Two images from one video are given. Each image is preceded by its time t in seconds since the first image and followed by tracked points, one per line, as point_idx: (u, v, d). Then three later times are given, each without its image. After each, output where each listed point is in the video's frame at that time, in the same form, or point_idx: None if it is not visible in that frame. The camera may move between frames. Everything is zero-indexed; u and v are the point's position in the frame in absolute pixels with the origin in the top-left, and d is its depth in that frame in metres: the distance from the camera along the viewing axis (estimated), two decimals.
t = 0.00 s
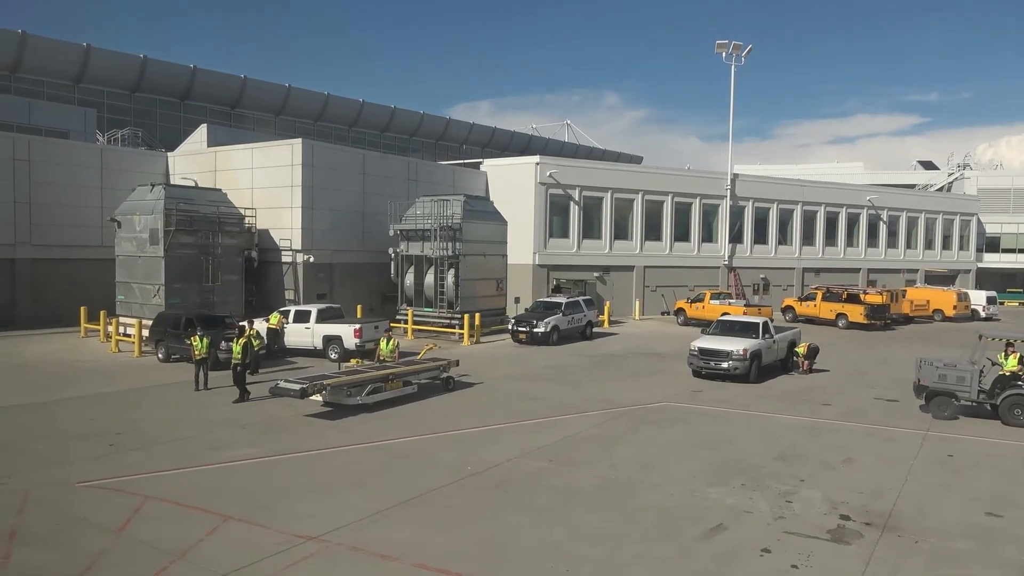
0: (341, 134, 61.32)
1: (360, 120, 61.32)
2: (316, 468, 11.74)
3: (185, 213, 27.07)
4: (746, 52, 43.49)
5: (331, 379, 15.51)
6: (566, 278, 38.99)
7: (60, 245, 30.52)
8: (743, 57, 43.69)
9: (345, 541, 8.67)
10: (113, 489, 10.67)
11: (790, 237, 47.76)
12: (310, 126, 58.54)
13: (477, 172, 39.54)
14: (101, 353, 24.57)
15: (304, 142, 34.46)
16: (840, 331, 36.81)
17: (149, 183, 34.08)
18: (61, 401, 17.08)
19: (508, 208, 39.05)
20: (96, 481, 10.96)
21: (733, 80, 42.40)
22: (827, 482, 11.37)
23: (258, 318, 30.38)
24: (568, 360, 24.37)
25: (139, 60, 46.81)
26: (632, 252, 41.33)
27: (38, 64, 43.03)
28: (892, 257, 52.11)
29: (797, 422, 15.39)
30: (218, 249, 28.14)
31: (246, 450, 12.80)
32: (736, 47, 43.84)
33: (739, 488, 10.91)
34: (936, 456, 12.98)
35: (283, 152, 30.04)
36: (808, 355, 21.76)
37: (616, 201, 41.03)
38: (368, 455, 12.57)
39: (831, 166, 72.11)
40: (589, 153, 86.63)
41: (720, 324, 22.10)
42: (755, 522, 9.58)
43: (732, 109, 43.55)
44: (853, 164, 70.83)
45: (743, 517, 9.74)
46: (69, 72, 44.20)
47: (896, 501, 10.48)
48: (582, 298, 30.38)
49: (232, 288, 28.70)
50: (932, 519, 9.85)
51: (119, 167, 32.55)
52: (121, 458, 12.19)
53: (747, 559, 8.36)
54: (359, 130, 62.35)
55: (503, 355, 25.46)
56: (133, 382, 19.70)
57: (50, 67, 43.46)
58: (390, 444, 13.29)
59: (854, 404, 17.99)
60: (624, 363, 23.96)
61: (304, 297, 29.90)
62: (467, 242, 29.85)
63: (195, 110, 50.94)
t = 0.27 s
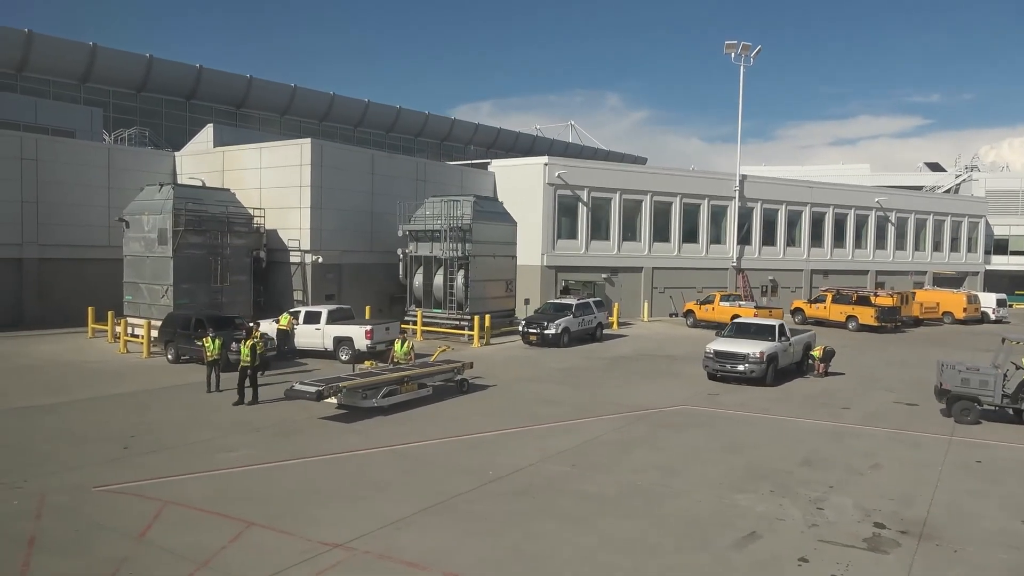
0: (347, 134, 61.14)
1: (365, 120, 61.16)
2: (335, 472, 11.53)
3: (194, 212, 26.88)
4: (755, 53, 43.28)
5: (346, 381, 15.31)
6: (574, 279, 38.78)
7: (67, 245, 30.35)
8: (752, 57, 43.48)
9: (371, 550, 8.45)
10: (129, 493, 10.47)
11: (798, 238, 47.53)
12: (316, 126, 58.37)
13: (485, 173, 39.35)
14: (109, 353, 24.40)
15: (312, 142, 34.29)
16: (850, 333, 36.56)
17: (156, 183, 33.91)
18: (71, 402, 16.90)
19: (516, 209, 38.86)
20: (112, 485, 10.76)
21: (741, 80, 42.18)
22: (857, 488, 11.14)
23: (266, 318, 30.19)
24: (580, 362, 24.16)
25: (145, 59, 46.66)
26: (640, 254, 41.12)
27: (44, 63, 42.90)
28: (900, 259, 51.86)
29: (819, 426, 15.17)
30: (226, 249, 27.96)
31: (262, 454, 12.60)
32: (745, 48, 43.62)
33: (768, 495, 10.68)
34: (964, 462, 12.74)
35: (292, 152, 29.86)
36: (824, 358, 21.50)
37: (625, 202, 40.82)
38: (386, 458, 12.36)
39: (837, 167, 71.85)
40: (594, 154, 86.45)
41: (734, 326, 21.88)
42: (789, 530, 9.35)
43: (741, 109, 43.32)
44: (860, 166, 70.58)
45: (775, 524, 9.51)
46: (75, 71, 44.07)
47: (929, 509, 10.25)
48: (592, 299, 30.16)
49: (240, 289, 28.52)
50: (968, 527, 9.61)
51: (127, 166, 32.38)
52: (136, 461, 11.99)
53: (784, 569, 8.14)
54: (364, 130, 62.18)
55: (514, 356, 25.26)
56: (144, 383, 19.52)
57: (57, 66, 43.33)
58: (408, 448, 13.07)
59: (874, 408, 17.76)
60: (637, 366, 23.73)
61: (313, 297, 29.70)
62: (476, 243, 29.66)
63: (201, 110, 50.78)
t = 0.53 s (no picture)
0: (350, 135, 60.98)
1: (368, 121, 60.98)
2: (354, 477, 11.37)
3: (201, 213, 26.71)
4: (762, 54, 43.13)
5: (359, 383, 15.15)
6: (580, 280, 38.61)
7: (72, 245, 30.17)
8: (759, 58, 43.33)
9: (396, 558, 8.28)
10: (147, 499, 10.31)
11: (804, 239, 47.36)
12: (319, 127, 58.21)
13: (491, 173, 39.21)
14: (116, 355, 24.22)
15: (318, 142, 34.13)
16: (858, 335, 36.39)
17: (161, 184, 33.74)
18: (81, 405, 16.73)
19: (522, 210, 38.69)
20: (129, 490, 10.59)
21: (748, 81, 42.03)
22: (884, 494, 10.96)
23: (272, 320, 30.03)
24: (590, 365, 23.99)
25: (149, 60, 46.49)
26: (647, 255, 40.95)
27: (48, 63, 42.72)
28: (906, 260, 51.70)
29: (838, 431, 15.00)
30: (233, 250, 27.81)
31: (278, 459, 12.43)
32: (751, 49, 43.48)
33: (795, 501, 10.50)
34: (989, 467, 12.57)
35: (299, 152, 29.70)
36: (837, 360, 21.35)
37: (631, 204, 40.65)
38: (404, 463, 12.19)
39: (842, 168, 71.70)
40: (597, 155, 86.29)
41: (747, 328, 21.71)
42: (820, 538, 9.17)
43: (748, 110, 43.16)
44: (864, 167, 70.42)
45: (805, 532, 9.34)
46: (79, 72, 43.89)
47: (960, 516, 10.07)
48: (601, 301, 29.99)
49: (246, 290, 28.37)
50: (1001, 534, 9.44)
51: (132, 166, 32.21)
52: (151, 466, 11.82)
53: None
54: (367, 131, 61.99)
55: (523, 359, 25.08)
56: (153, 385, 19.35)
57: (61, 66, 43.17)
58: (425, 452, 12.90)
59: (891, 411, 17.58)
60: (648, 368, 23.56)
61: (319, 299, 29.53)
62: (484, 244, 29.49)
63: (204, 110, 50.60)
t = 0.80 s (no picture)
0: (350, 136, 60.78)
1: (368, 121, 60.80)
2: (365, 481, 11.20)
3: (203, 214, 26.50)
4: (764, 55, 43.09)
5: (367, 386, 14.98)
6: (582, 282, 38.48)
7: (71, 246, 29.94)
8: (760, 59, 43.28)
9: (414, 564, 8.12)
10: (156, 503, 10.12)
11: (805, 241, 47.31)
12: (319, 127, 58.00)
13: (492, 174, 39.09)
14: (117, 356, 24.01)
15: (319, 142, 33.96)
16: (861, 337, 36.34)
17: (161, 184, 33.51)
18: (83, 407, 16.53)
19: (524, 210, 38.57)
20: (137, 495, 10.40)
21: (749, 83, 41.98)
22: (903, 499, 10.83)
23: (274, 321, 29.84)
24: (595, 366, 23.84)
25: (149, 59, 46.24)
26: (648, 256, 40.84)
27: (47, 62, 42.45)
28: (906, 262, 51.70)
29: (850, 434, 14.87)
30: (235, 250, 27.62)
31: (287, 462, 12.26)
32: (753, 49, 43.44)
33: (814, 506, 10.36)
34: (1006, 471, 12.44)
35: (301, 153, 29.52)
36: (844, 362, 21.28)
37: (633, 205, 40.55)
38: (414, 466, 12.02)
39: (841, 170, 71.75)
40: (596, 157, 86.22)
41: (753, 330, 21.60)
42: (843, 544, 9.03)
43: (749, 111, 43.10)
44: (864, 169, 70.46)
45: (827, 538, 9.19)
46: (78, 71, 43.63)
47: (981, 521, 9.94)
48: (604, 302, 29.86)
49: (248, 291, 28.19)
50: None
51: (132, 166, 31.98)
52: (158, 470, 11.64)
53: None
54: (367, 131, 61.78)
55: (528, 360, 24.93)
56: (156, 387, 19.15)
57: (60, 66, 42.91)
58: (435, 455, 12.73)
59: (901, 414, 17.46)
60: (654, 370, 23.42)
61: (321, 300, 29.35)
62: (487, 245, 29.34)
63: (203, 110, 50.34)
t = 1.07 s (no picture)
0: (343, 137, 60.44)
1: (361, 122, 60.50)
2: (376, 488, 10.99)
3: (199, 215, 26.17)
4: (759, 58, 43.15)
5: (372, 390, 14.75)
6: (579, 284, 38.34)
7: (64, 247, 29.53)
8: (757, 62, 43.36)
9: None
10: (163, 512, 9.88)
11: (800, 243, 47.42)
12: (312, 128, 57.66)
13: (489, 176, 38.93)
14: (111, 360, 23.65)
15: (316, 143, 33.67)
16: (857, 339, 36.40)
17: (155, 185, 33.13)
18: (81, 412, 16.22)
19: (521, 213, 38.42)
20: (143, 503, 10.15)
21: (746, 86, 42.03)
22: (921, 504, 10.72)
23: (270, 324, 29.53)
24: (597, 369, 23.71)
25: (141, 59, 45.78)
26: (645, 259, 40.78)
27: (38, 62, 41.94)
28: (899, 264, 51.91)
29: (860, 438, 14.78)
30: (231, 252, 27.31)
31: (294, 469, 12.03)
32: (749, 52, 43.52)
33: (833, 512, 10.23)
34: (1019, 475, 12.38)
35: (298, 154, 29.24)
36: (847, 364, 21.22)
37: (630, 207, 40.49)
38: (424, 472, 11.82)
39: (833, 173, 72.03)
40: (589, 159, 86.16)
41: (756, 333, 21.53)
42: (866, 551, 8.89)
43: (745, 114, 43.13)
44: (856, 172, 70.75)
45: (850, 546, 9.05)
46: (70, 70, 43.13)
47: (1001, 527, 9.84)
48: (603, 305, 29.73)
49: (244, 293, 27.88)
50: None
51: (125, 167, 31.59)
52: (162, 477, 11.38)
53: None
54: (360, 133, 61.46)
55: (528, 363, 24.76)
56: (154, 392, 18.84)
57: (52, 65, 42.42)
58: (444, 461, 12.52)
59: (908, 418, 17.39)
60: (656, 373, 23.29)
61: (318, 303, 29.06)
62: (485, 247, 29.17)
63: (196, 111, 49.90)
